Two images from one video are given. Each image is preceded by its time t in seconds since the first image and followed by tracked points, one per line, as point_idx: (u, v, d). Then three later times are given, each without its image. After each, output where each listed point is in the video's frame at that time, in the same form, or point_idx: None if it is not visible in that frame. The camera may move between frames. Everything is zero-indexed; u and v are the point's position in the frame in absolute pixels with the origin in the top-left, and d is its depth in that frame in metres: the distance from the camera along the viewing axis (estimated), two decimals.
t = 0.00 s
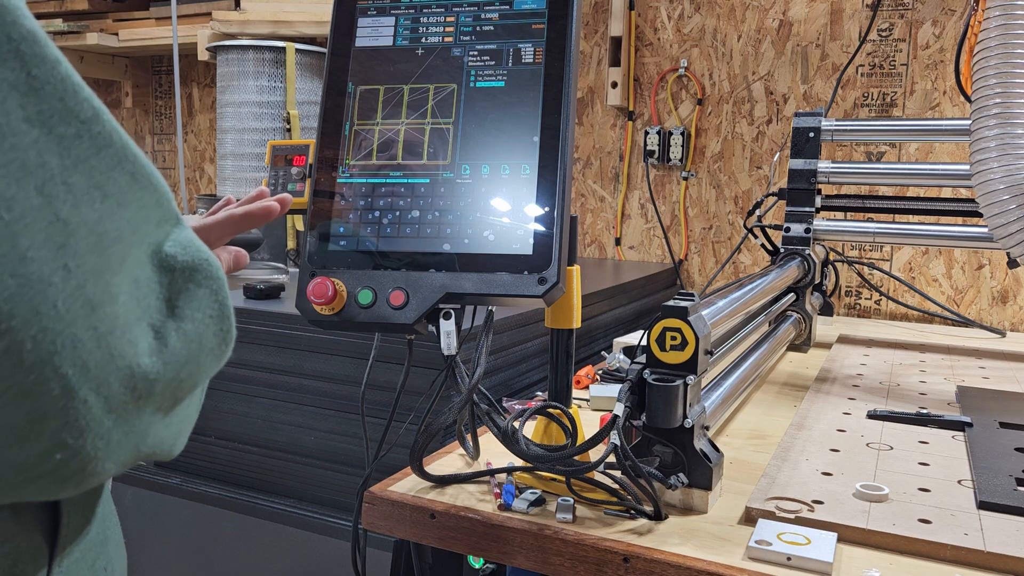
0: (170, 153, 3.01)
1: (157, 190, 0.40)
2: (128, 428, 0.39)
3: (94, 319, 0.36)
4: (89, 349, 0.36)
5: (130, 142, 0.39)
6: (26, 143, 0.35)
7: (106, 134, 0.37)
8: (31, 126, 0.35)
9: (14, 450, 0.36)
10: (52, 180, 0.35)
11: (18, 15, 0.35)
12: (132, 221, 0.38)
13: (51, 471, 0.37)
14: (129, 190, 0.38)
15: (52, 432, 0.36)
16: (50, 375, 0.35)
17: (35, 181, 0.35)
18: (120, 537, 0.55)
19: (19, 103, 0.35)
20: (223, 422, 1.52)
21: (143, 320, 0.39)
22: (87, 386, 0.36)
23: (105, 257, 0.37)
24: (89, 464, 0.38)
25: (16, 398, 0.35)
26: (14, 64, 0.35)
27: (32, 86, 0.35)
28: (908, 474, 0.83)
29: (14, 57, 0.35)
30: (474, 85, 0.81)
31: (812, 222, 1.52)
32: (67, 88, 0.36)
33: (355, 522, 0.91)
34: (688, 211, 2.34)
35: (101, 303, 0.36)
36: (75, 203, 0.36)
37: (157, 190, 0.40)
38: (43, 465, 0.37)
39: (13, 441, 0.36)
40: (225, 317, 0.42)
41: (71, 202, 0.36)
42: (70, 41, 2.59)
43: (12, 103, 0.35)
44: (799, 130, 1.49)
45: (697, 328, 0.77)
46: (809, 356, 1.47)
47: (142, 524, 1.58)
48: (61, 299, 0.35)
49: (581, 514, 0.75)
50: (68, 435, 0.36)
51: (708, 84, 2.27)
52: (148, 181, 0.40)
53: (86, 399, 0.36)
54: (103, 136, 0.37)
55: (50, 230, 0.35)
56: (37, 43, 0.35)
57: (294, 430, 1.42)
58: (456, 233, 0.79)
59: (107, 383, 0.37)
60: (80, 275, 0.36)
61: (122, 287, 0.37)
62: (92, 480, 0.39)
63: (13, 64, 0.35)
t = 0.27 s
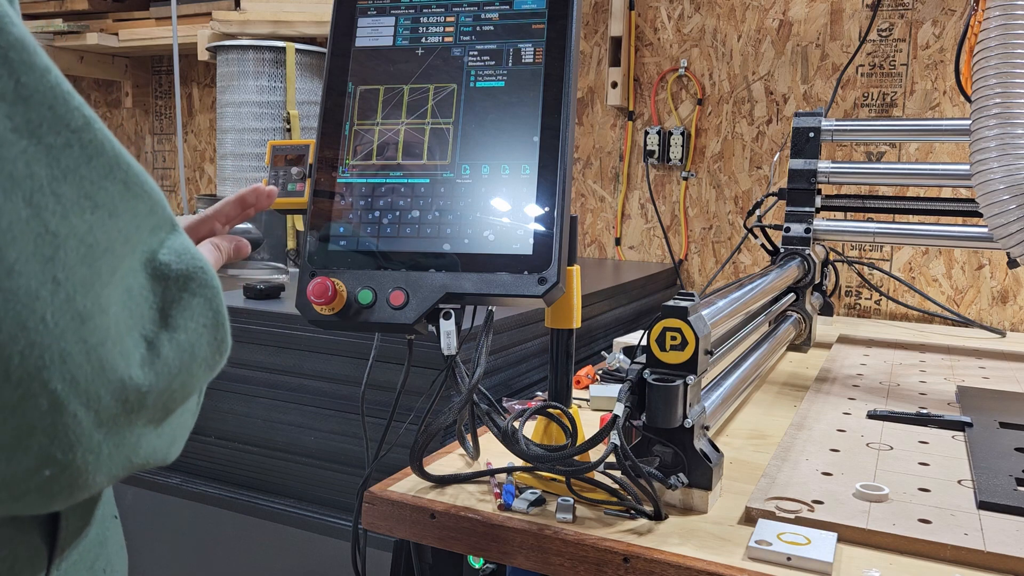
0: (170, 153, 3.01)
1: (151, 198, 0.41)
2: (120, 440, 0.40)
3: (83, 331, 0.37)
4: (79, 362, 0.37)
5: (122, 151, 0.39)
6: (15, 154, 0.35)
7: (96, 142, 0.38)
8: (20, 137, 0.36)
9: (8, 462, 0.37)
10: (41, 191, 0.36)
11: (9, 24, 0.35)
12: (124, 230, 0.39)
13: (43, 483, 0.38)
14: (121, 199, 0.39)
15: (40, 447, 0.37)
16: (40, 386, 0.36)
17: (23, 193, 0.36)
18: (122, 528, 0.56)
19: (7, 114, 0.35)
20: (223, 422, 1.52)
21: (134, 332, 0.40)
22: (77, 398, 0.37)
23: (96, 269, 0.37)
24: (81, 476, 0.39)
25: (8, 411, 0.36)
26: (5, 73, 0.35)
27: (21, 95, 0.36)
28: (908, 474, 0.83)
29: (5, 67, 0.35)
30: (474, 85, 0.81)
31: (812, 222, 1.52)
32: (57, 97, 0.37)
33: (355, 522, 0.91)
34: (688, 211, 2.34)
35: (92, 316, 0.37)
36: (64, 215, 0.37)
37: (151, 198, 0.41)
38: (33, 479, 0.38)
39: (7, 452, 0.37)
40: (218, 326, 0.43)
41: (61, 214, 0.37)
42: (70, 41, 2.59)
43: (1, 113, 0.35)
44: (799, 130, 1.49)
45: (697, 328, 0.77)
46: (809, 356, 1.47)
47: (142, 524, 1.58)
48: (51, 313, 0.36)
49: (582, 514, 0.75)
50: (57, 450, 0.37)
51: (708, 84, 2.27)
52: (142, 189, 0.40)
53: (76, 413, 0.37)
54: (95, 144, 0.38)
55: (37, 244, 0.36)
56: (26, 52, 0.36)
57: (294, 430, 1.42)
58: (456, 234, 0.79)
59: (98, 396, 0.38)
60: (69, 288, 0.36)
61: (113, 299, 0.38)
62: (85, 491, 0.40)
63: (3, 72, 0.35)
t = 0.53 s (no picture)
0: (170, 153, 3.01)
1: (157, 204, 0.40)
2: (128, 448, 0.38)
3: (93, 340, 0.35)
4: (88, 369, 0.35)
5: (126, 157, 0.38)
6: (19, 162, 0.34)
7: (101, 148, 0.37)
8: (25, 144, 0.34)
9: (11, 473, 0.35)
10: (47, 200, 0.35)
11: (13, 29, 0.34)
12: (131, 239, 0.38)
13: (48, 494, 0.36)
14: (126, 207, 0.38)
15: (49, 455, 0.35)
16: (48, 396, 0.34)
17: (28, 200, 0.34)
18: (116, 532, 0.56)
19: (13, 121, 0.34)
20: (223, 422, 1.52)
21: (146, 338, 0.38)
22: (88, 407, 0.35)
23: (105, 276, 0.36)
24: (89, 487, 0.37)
25: (12, 421, 0.34)
26: (9, 80, 0.34)
27: (26, 102, 0.34)
28: (909, 474, 0.83)
29: (7, 73, 0.34)
30: (474, 85, 0.81)
31: (812, 222, 1.52)
32: (63, 103, 0.35)
33: (355, 522, 0.91)
34: (688, 211, 2.34)
35: (102, 323, 0.36)
36: (71, 222, 0.35)
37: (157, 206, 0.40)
38: (43, 489, 0.36)
39: (10, 463, 0.35)
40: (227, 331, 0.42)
41: (68, 221, 0.35)
42: (70, 42, 2.59)
43: (6, 120, 0.34)
44: (799, 130, 1.49)
45: (697, 328, 0.77)
46: (809, 356, 1.47)
47: (142, 524, 1.58)
48: (60, 320, 0.34)
49: (582, 514, 0.75)
50: (66, 457, 0.35)
51: (708, 84, 2.27)
52: (148, 197, 0.39)
53: (86, 421, 0.36)
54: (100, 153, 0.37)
55: (46, 250, 0.34)
56: (32, 58, 0.34)
57: (294, 430, 1.42)
58: (456, 234, 0.79)
59: (108, 403, 0.36)
60: (77, 296, 0.35)
61: (122, 306, 0.37)
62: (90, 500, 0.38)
63: (7, 80, 0.34)
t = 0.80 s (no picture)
0: (170, 152, 3.01)
1: (172, 197, 0.32)
2: (149, 434, 0.30)
3: (117, 327, 0.28)
4: (111, 360, 0.28)
5: (146, 151, 0.31)
6: (43, 154, 0.27)
7: (123, 144, 0.29)
8: (48, 138, 0.27)
9: (25, 468, 0.27)
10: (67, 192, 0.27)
11: (33, 23, 0.27)
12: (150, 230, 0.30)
13: (68, 480, 0.28)
14: (144, 200, 0.30)
15: (72, 439, 0.27)
16: (72, 385, 0.27)
17: (51, 191, 0.27)
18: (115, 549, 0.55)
19: (35, 114, 0.27)
20: (223, 422, 1.52)
21: (162, 325, 0.30)
22: (115, 400, 0.28)
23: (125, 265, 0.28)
24: (113, 475, 0.29)
25: (27, 415, 0.27)
26: (29, 74, 0.27)
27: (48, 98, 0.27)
28: (908, 474, 0.83)
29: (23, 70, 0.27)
30: (474, 85, 0.81)
31: (812, 222, 1.52)
32: (82, 96, 0.28)
33: (355, 522, 0.91)
34: (688, 211, 2.34)
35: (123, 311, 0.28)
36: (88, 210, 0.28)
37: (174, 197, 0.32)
38: (64, 477, 0.28)
39: (21, 457, 0.27)
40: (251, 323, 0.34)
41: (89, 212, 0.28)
42: (70, 42, 2.59)
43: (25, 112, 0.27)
44: (799, 130, 1.49)
45: (697, 328, 0.77)
46: (809, 356, 1.47)
47: (142, 523, 1.59)
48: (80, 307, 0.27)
49: (582, 514, 0.75)
50: (91, 442, 0.28)
51: (708, 84, 2.27)
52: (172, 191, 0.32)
53: (111, 407, 0.28)
54: (122, 147, 0.29)
55: (68, 241, 0.27)
56: (56, 54, 0.27)
57: (295, 430, 1.42)
58: (456, 234, 0.79)
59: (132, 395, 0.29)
60: (101, 286, 0.27)
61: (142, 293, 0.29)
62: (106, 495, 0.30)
63: (27, 75, 0.27)
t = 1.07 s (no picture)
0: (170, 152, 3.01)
1: (187, 198, 0.27)
2: (165, 425, 0.26)
3: (134, 323, 0.24)
4: (134, 365, 0.24)
5: (165, 151, 0.27)
6: (64, 150, 0.23)
7: (144, 144, 0.25)
8: (70, 135, 0.23)
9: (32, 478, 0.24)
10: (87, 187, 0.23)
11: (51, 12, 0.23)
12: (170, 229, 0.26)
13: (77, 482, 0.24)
14: (166, 200, 0.26)
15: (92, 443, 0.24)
16: (93, 381, 0.23)
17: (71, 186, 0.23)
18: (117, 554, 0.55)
19: (54, 106, 0.23)
20: (223, 423, 1.52)
21: (177, 322, 0.26)
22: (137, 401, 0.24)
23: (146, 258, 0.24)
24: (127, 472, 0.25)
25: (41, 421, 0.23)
26: (50, 69, 0.23)
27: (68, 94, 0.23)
28: (909, 474, 0.83)
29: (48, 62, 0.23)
30: (474, 85, 0.81)
31: (812, 222, 1.52)
32: (104, 94, 0.24)
33: (355, 522, 0.91)
34: (688, 211, 2.34)
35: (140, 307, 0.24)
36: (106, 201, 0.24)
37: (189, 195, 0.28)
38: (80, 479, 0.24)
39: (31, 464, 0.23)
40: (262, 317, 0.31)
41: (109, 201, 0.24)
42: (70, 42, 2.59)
43: (45, 105, 0.23)
44: (799, 130, 1.49)
45: (697, 328, 0.77)
46: (810, 356, 1.47)
47: (142, 523, 1.59)
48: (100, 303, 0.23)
49: (581, 514, 0.76)
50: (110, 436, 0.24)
51: (708, 84, 2.27)
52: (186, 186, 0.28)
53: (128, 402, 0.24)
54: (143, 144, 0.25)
55: (89, 236, 0.23)
56: (78, 53, 0.23)
57: (295, 430, 1.42)
58: (456, 234, 0.79)
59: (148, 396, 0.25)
60: (122, 280, 0.24)
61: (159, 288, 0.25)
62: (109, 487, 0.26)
63: (49, 71, 0.23)
